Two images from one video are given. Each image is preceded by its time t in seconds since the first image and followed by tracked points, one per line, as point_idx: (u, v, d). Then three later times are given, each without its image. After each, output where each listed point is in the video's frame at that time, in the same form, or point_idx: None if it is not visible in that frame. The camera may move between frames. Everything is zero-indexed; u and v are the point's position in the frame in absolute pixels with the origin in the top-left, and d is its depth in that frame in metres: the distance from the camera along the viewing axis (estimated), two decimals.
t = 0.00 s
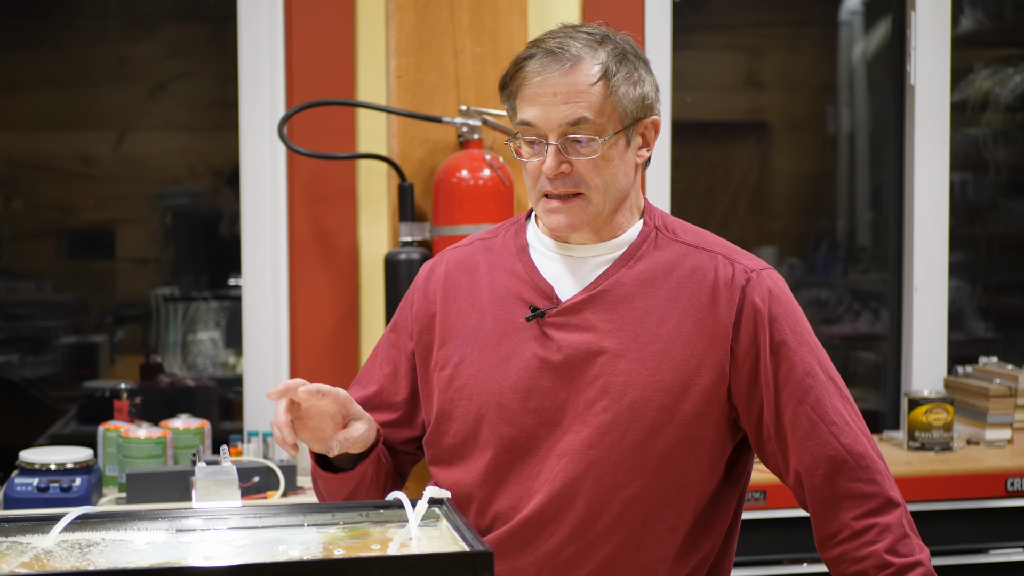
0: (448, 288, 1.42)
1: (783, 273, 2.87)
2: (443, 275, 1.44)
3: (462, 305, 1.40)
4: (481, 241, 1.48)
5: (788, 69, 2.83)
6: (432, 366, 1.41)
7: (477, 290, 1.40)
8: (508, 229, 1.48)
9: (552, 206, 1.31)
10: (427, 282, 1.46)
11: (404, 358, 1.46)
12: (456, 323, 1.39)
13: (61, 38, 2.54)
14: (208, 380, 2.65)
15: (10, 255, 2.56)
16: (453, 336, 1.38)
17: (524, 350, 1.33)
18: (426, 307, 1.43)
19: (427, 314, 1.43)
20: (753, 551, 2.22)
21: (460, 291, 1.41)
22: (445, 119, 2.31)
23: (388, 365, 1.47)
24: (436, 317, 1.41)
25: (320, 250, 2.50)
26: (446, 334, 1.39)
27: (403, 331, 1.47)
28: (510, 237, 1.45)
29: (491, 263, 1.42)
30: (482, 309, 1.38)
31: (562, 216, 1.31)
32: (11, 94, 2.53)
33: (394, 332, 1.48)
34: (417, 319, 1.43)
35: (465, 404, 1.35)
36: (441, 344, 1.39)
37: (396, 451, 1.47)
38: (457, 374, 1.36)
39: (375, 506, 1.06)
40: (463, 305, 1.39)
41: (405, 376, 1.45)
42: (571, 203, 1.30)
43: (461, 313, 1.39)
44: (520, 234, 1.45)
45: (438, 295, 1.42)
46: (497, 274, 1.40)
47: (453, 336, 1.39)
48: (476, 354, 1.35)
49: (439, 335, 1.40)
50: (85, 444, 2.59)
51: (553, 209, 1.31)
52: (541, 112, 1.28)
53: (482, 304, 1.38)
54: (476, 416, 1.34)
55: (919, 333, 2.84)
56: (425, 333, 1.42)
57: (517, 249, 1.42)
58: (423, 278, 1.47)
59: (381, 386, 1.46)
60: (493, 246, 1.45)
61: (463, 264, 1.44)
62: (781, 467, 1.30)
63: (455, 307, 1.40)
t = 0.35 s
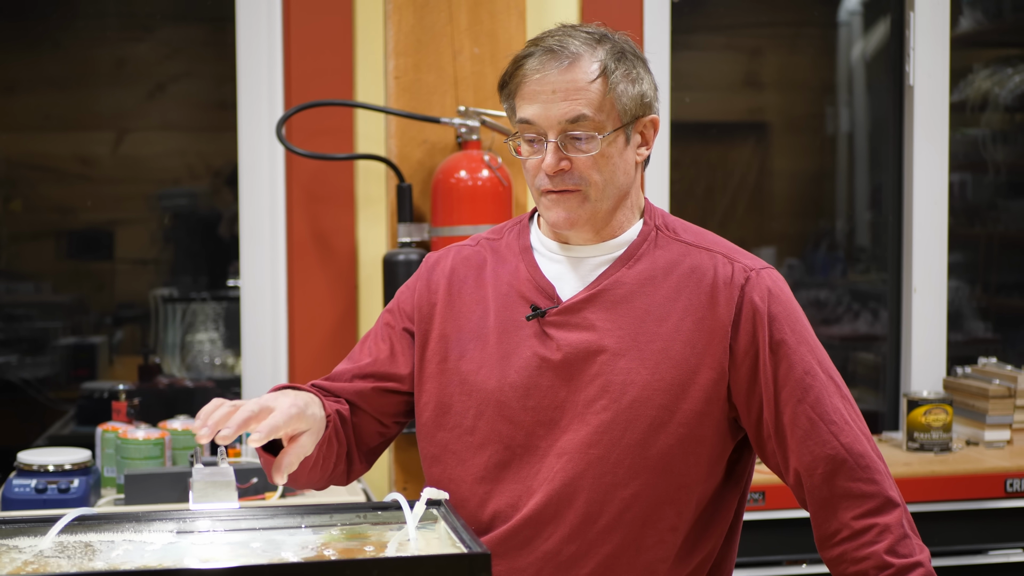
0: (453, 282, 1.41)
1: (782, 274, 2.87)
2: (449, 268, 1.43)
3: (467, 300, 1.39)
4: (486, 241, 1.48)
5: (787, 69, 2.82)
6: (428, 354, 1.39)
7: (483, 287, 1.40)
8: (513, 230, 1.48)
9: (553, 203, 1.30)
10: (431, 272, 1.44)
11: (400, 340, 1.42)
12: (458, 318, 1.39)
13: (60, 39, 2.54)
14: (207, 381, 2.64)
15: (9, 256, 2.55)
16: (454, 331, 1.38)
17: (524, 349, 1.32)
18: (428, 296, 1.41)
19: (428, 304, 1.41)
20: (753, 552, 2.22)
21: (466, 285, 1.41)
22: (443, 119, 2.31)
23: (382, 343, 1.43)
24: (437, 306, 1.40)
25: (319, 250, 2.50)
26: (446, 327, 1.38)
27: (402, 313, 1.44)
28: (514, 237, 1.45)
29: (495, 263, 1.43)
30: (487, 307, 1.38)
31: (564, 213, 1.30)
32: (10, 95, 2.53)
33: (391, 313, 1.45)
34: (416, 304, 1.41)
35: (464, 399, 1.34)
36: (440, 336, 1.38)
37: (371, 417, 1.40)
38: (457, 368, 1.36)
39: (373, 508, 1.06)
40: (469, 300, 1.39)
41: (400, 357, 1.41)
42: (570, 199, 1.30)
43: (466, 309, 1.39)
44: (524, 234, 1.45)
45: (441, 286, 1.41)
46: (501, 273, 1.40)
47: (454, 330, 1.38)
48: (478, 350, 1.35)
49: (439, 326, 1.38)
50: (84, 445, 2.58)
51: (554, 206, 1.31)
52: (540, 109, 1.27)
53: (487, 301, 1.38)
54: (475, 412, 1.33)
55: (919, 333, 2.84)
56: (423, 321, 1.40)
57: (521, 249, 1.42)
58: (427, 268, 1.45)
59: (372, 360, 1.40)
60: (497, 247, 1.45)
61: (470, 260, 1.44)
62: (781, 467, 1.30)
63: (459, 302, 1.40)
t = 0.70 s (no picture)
0: (445, 295, 1.41)
1: (783, 274, 2.87)
2: (441, 282, 1.43)
3: (460, 311, 1.39)
4: (477, 246, 1.47)
5: (788, 69, 2.82)
6: (432, 373, 1.39)
7: (474, 296, 1.39)
8: (505, 234, 1.47)
9: (555, 203, 1.30)
10: (424, 288, 1.44)
11: (403, 366, 1.43)
12: (455, 329, 1.38)
13: (61, 38, 2.54)
14: (207, 381, 2.65)
15: (10, 255, 2.55)
16: (452, 343, 1.38)
17: (525, 357, 1.32)
18: (423, 314, 1.41)
19: (424, 322, 1.41)
20: (754, 552, 2.22)
21: (458, 298, 1.40)
22: (444, 119, 2.30)
23: (387, 374, 1.44)
24: (434, 324, 1.40)
25: (320, 250, 2.50)
26: (445, 342, 1.38)
27: (401, 338, 1.44)
28: (507, 241, 1.45)
29: (488, 268, 1.42)
30: (481, 315, 1.37)
31: (567, 213, 1.30)
32: (11, 95, 2.53)
33: (391, 340, 1.45)
34: (414, 328, 1.41)
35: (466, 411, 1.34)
36: (440, 352, 1.38)
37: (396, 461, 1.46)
38: (457, 383, 1.35)
39: (374, 508, 1.06)
40: (461, 311, 1.39)
41: (406, 385, 1.43)
42: (572, 199, 1.29)
43: (460, 320, 1.38)
44: (517, 238, 1.44)
45: (435, 302, 1.41)
46: (494, 280, 1.39)
47: (452, 343, 1.38)
48: (474, 361, 1.35)
49: (439, 343, 1.39)
50: (85, 445, 2.58)
51: (556, 207, 1.30)
52: (544, 107, 1.27)
53: (479, 311, 1.37)
54: (476, 425, 1.32)
55: (921, 333, 2.84)
56: (424, 341, 1.41)
57: (515, 254, 1.41)
58: (420, 284, 1.45)
59: (381, 397, 1.42)
60: (490, 251, 1.45)
61: (460, 269, 1.43)
62: (782, 469, 1.29)
63: (452, 314, 1.39)
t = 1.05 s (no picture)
0: (439, 295, 1.41)
1: (784, 271, 2.86)
2: (434, 281, 1.43)
3: (453, 311, 1.39)
4: (469, 244, 1.48)
5: (789, 67, 2.82)
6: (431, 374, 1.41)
7: (466, 295, 1.39)
8: (497, 231, 1.47)
9: (543, 201, 1.29)
10: (420, 290, 1.45)
11: (408, 370, 1.45)
12: (448, 330, 1.39)
13: (62, 36, 2.53)
14: (207, 379, 2.64)
15: (11, 253, 2.55)
16: (446, 344, 1.38)
17: (517, 355, 1.32)
18: (421, 316, 1.43)
19: (422, 324, 1.42)
20: (754, 549, 2.22)
21: (450, 297, 1.40)
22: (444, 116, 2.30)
23: (398, 379, 1.46)
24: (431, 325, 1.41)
25: (319, 247, 2.50)
26: (440, 342, 1.39)
27: (404, 343, 1.46)
28: (498, 239, 1.45)
29: (479, 266, 1.42)
30: (474, 314, 1.37)
31: (555, 210, 1.29)
32: (11, 92, 2.53)
33: (396, 345, 1.47)
34: (412, 331, 1.43)
35: (463, 408, 1.34)
36: (436, 352, 1.39)
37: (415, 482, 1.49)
38: (451, 382, 1.36)
39: (374, 505, 1.05)
40: (454, 311, 1.39)
41: (409, 388, 1.46)
42: (559, 196, 1.29)
43: (453, 319, 1.39)
44: (508, 235, 1.44)
45: (431, 303, 1.42)
46: (486, 278, 1.40)
47: (446, 343, 1.38)
48: (468, 361, 1.35)
49: (434, 342, 1.39)
50: (85, 443, 2.58)
51: (544, 205, 1.30)
52: (524, 106, 1.27)
53: (472, 309, 1.38)
54: (470, 422, 1.33)
55: (921, 330, 2.84)
56: (422, 343, 1.42)
57: (505, 251, 1.41)
58: (416, 286, 1.47)
59: (391, 399, 1.47)
60: (480, 248, 1.45)
61: (451, 269, 1.43)
62: (778, 464, 1.29)
63: (446, 314, 1.40)
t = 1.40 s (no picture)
0: (438, 299, 1.41)
1: (784, 273, 2.86)
2: (433, 285, 1.43)
3: (453, 314, 1.39)
4: (467, 247, 1.48)
5: (789, 68, 2.82)
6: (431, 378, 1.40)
7: (466, 299, 1.39)
8: (496, 234, 1.47)
9: (553, 201, 1.29)
10: (418, 294, 1.45)
11: (406, 373, 1.45)
12: (448, 333, 1.38)
13: (61, 38, 2.53)
14: (208, 380, 2.64)
15: (10, 254, 2.55)
16: (447, 348, 1.38)
17: (519, 359, 1.32)
18: (420, 320, 1.43)
19: (421, 328, 1.42)
20: (755, 551, 2.22)
21: (450, 301, 1.40)
22: (445, 118, 2.30)
23: (395, 383, 1.46)
24: (430, 330, 1.41)
25: (319, 249, 2.50)
26: (440, 346, 1.39)
27: (401, 346, 1.46)
28: (497, 241, 1.45)
29: (479, 269, 1.42)
30: (474, 319, 1.37)
31: (565, 209, 1.29)
32: (11, 94, 2.53)
33: (393, 348, 1.47)
34: (411, 334, 1.43)
35: (464, 411, 1.34)
36: (436, 356, 1.39)
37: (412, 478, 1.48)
38: (452, 386, 1.36)
39: (374, 507, 1.05)
40: (454, 315, 1.39)
41: (406, 392, 1.46)
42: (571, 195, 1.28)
43: (453, 323, 1.38)
44: (507, 238, 1.44)
45: (430, 307, 1.42)
46: (485, 281, 1.39)
47: (447, 347, 1.38)
48: (469, 364, 1.35)
49: (434, 347, 1.39)
50: (85, 444, 2.58)
51: (554, 204, 1.29)
52: (539, 104, 1.27)
53: (473, 313, 1.37)
54: (472, 426, 1.33)
55: (921, 332, 2.84)
56: (422, 348, 1.42)
57: (505, 254, 1.41)
58: (413, 290, 1.46)
59: (388, 402, 1.47)
60: (479, 251, 1.45)
61: (450, 272, 1.43)
62: (777, 467, 1.29)
63: (446, 318, 1.39)
